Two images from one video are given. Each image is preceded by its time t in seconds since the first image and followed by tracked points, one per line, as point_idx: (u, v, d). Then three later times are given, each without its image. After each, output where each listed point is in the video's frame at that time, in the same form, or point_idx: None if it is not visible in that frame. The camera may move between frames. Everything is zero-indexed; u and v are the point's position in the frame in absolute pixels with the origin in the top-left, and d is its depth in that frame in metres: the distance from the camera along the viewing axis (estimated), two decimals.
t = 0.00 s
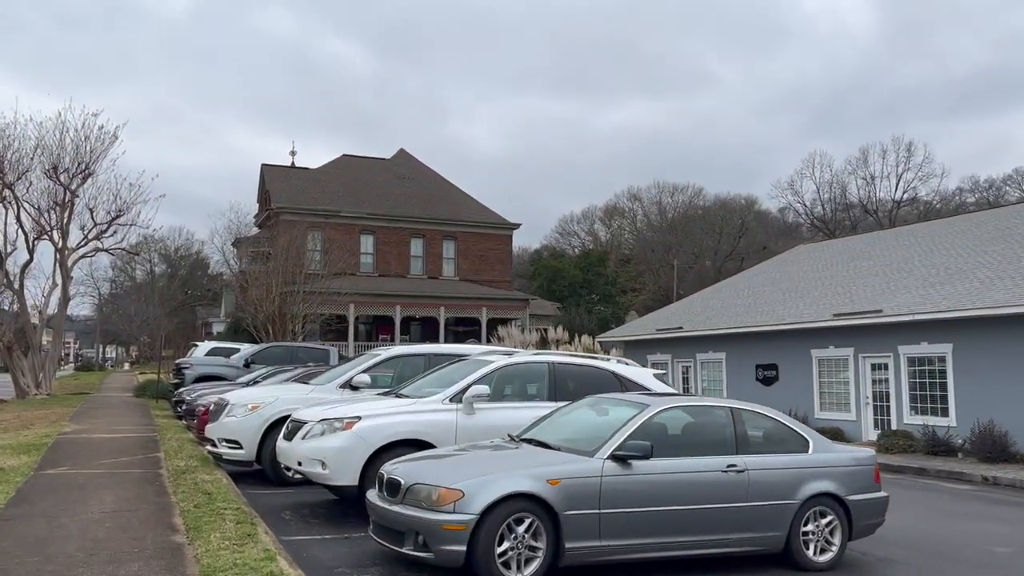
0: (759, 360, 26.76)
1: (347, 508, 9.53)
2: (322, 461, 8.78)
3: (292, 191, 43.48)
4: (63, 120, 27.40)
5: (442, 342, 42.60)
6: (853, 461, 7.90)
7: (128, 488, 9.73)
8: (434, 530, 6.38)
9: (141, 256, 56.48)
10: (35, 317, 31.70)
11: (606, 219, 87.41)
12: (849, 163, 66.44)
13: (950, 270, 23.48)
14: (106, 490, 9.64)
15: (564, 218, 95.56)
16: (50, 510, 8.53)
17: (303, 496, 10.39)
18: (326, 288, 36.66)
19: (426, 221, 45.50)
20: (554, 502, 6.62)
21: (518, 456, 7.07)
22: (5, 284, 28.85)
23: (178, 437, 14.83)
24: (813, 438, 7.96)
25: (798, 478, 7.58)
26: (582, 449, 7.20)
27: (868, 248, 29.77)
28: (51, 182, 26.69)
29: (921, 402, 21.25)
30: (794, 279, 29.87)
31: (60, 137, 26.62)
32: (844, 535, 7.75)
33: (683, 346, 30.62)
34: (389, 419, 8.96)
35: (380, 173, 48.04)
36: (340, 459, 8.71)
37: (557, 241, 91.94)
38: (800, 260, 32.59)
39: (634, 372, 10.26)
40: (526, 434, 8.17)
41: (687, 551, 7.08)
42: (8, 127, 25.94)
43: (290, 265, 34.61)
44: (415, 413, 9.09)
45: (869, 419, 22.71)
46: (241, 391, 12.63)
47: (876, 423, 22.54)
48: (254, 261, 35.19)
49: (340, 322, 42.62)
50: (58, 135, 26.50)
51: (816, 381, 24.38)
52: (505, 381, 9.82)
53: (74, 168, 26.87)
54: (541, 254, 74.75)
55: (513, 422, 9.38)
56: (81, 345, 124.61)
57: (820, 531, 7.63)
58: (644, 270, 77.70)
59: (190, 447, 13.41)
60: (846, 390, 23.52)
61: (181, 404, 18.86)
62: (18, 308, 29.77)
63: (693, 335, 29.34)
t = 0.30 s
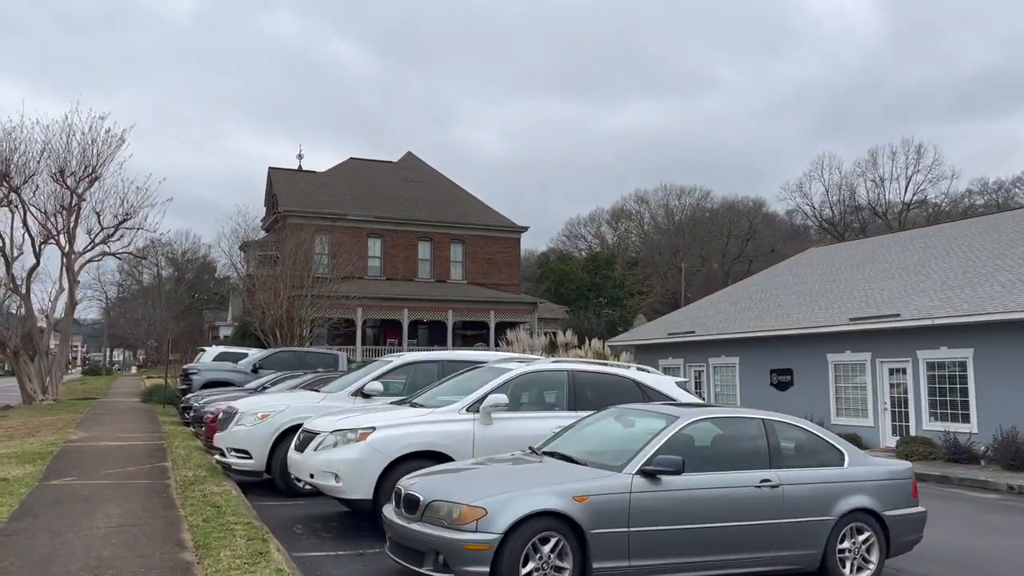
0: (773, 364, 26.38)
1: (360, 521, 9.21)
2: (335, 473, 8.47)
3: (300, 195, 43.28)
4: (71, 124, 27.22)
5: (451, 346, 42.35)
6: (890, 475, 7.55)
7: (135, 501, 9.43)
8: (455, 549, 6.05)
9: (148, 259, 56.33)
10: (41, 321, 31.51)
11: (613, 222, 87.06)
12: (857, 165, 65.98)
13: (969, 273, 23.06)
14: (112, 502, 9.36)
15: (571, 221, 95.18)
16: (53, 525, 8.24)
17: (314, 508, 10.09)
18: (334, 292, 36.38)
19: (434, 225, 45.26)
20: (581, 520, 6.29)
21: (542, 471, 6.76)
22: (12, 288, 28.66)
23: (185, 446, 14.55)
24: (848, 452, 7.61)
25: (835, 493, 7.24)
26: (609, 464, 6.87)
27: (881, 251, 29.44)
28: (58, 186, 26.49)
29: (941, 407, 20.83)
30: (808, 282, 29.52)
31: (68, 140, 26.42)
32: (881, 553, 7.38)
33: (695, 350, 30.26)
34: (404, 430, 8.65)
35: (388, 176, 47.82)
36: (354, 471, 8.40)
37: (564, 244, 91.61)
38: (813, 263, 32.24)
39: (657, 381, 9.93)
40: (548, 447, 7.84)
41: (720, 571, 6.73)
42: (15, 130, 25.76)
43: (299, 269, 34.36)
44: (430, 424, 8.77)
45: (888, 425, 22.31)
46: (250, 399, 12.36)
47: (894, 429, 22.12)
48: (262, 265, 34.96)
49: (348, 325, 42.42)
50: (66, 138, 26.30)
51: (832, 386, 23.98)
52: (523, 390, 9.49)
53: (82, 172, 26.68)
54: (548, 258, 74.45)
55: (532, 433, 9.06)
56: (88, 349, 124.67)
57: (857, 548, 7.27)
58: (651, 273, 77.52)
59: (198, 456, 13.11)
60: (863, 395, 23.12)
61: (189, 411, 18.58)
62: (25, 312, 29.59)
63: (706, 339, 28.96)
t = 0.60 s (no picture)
0: (791, 365, 25.99)
1: (375, 527, 8.93)
2: (350, 478, 8.16)
3: (311, 196, 43.08)
4: (81, 123, 27.06)
5: (461, 347, 42.11)
6: (932, 481, 7.21)
7: (143, 506, 9.15)
8: (477, 560, 5.73)
9: (159, 261, 56.25)
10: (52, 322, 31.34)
11: (623, 222, 86.62)
12: (870, 165, 65.33)
13: (991, 272, 22.60)
14: (121, 507, 9.10)
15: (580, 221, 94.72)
16: (59, 532, 7.96)
17: (328, 514, 9.81)
18: (344, 293, 36.13)
19: (444, 226, 45.03)
20: (611, 529, 5.97)
21: (568, 476, 6.44)
22: (22, 290, 28.52)
23: (195, 449, 14.28)
24: (888, 456, 7.26)
25: (875, 500, 6.89)
26: (638, 469, 6.54)
27: (899, 251, 29.01)
28: (68, 186, 26.33)
29: (964, 410, 20.38)
30: (825, 282, 29.11)
31: (79, 140, 26.26)
32: (923, 563, 7.02)
33: (710, 352, 29.88)
34: (422, 433, 8.35)
35: (399, 177, 47.58)
36: (370, 476, 8.10)
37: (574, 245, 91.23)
38: (830, 262, 31.84)
39: (682, 383, 9.62)
40: (572, 451, 7.53)
41: None
42: (25, 129, 25.59)
43: (310, 271, 34.14)
44: (448, 427, 8.47)
45: (909, 427, 21.89)
46: (261, 401, 12.08)
47: (916, 431, 21.71)
48: (273, 266, 34.76)
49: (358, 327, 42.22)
50: (76, 138, 26.12)
51: (851, 388, 23.55)
52: (544, 392, 9.19)
53: (92, 172, 26.50)
54: (558, 259, 74.09)
55: (554, 437, 8.74)
56: (100, 351, 124.97)
57: (897, 558, 6.91)
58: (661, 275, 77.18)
59: (208, 460, 12.85)
60: (883, 397, 22.71)
61: (200, 412, 18.34)
62: (35, 314, 29.46)
63: (721, 340, 28.59)
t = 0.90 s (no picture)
0: (811, 369, 25.54)
1: (393, 541, 8.59)
2: (368, 491, 7.82)
3: (323, 198, 42.86)
4: (93, 125, 26.87)
5: (474, 350, 41.81)
6: (983, 496, 6.81)
7: (153, 518, 8.83)
8: None
9: (171, 263, 56.20)
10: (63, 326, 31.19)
11: (635, 223, 86.09)
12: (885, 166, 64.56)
13: (1018, 273, 22.09)
14: (131, 520, 8.79)
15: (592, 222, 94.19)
16: (67, 547, 7.65)
17: (344, 527, 9.48)
18: (357, 296, 35.88)
19: (457, 227, 44.73)
20: (647, 550, 5.61)
21: (600, 493, 6.09)
22: (34, 293, 28.36)
23: (207, 456, 14.00)
24: (937, 469, 6.86)
25: (923, 518, 6.50)
26: (674, 485, 6.19)
27: (920, 251, 28.52)
28: (80, 189, 26.15)
29: (992, 415, 19.87)
30: (846, 284, 28.66)
31: (91, 142, 26.08)
32: None
33: (728, 355, 29.44)
34: (442, 444, 8.02)
35: (411, 179, 47.31)
36: (388, 490, 7.76)
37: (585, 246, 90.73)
38: (849, 264, 31.35)
39: (710, 390, 9.26)
40: (601, 464, 7.17)
41: None
42: (37, 131, 25.43)
43: (323, 274, 33.90)
44: (470, 438, 8.13)
45: (934, 433, 21.41)
46: (275, 408, 11.76)
47: (941, 437, 21.23)
48: (285, 268, 34.54)
49: (371, 330, 41.99)
50: (88, 141, 25.94)
51: (874, 392, 23.07)
52: (569, 401, 8.83)
53: (104, 174, 26.31)
54: (570, 260, 73.68)
55: (579, 448, 8.39)
56: (113, 353, 125.34)
57: None
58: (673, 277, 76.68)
59: (220, 468, 12.56)
60: (907, 401, 22.23)
61: (211, 418, 18.09)
62: (46, 317, 29.33)
63: (739, 343, 28.17)
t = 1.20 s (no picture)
0: (835, 370, 25.10)
1: (419, 547, 8.28)
2: (393, 496, 7.53)
3: (338, 199, 42.66)
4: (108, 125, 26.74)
5: (489, 351, 41.49)
6: None
7: (170, 523, 8.56)
8: None
9: (186, 264, 56.16)
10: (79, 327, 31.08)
11: (649, 224, 85.54)
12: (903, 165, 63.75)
13: None
14: (148, 525, 8.51)
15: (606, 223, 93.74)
16: (82, 552, 7.39)
17: (366, 532, 9.17)
18: (372, 297, 35.64)
19: (471, 228, 44.45)
20: (694, 560, 5.28)
21: (642, 499, 5.76)
22: (49, 294, 28.23)
23: (224, 458, 13.76)
24: (995, 475, 6.49)
25: (983, 526, 6.14)
26: (718, 491, 5.86)
27: (944, 250, 27.97)
28: (95, 188, 26.02)
29: None
30: (868, 283, 28.16)
31: (107, 142, 25.95)
32: None
33: (749, 356, 29.02)
34: (469, 447, 7.71)
35: (425, 179, 47.05)
36: (414, 494, 7.46)
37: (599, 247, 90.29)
38: (871, 263, 30.86)
39: (744, 390, 8.92)
40: (637, 468, 6.85)
41: None
42: (52, 131, 25.30)
43: (338, 274, 33.67)
44: (497, 441, 7.82)
45: (962, 434, 20.94)
46: (293, 409, 11.49)
47: (971, 439, 20.75)
48: (300, 269, 34.32)
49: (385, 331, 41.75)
50: (103, 140, 25.82)
51: (899, 393, 22.62)
52: (600, 401, 8.50)
53: (119, 174, 26.18)
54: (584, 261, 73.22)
55: (610, 451, 8.08)
56: (127, 355, 125.77)
57: None
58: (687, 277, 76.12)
59: (237, 471, 12.31)
60: (934, 402, 21.76)
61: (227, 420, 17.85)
62: (62, 318, 29.22)
63: (760, 344, 27.74)
